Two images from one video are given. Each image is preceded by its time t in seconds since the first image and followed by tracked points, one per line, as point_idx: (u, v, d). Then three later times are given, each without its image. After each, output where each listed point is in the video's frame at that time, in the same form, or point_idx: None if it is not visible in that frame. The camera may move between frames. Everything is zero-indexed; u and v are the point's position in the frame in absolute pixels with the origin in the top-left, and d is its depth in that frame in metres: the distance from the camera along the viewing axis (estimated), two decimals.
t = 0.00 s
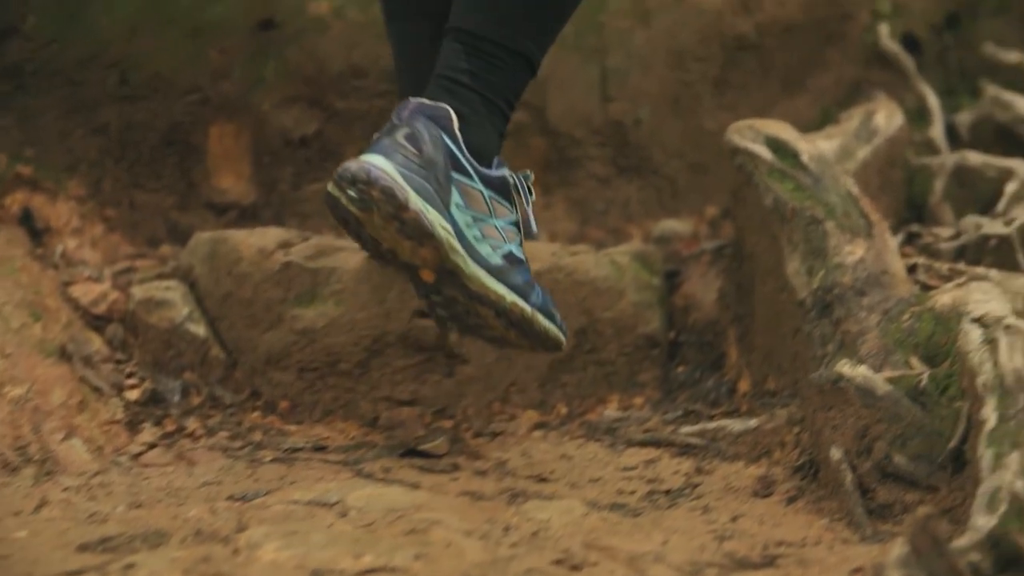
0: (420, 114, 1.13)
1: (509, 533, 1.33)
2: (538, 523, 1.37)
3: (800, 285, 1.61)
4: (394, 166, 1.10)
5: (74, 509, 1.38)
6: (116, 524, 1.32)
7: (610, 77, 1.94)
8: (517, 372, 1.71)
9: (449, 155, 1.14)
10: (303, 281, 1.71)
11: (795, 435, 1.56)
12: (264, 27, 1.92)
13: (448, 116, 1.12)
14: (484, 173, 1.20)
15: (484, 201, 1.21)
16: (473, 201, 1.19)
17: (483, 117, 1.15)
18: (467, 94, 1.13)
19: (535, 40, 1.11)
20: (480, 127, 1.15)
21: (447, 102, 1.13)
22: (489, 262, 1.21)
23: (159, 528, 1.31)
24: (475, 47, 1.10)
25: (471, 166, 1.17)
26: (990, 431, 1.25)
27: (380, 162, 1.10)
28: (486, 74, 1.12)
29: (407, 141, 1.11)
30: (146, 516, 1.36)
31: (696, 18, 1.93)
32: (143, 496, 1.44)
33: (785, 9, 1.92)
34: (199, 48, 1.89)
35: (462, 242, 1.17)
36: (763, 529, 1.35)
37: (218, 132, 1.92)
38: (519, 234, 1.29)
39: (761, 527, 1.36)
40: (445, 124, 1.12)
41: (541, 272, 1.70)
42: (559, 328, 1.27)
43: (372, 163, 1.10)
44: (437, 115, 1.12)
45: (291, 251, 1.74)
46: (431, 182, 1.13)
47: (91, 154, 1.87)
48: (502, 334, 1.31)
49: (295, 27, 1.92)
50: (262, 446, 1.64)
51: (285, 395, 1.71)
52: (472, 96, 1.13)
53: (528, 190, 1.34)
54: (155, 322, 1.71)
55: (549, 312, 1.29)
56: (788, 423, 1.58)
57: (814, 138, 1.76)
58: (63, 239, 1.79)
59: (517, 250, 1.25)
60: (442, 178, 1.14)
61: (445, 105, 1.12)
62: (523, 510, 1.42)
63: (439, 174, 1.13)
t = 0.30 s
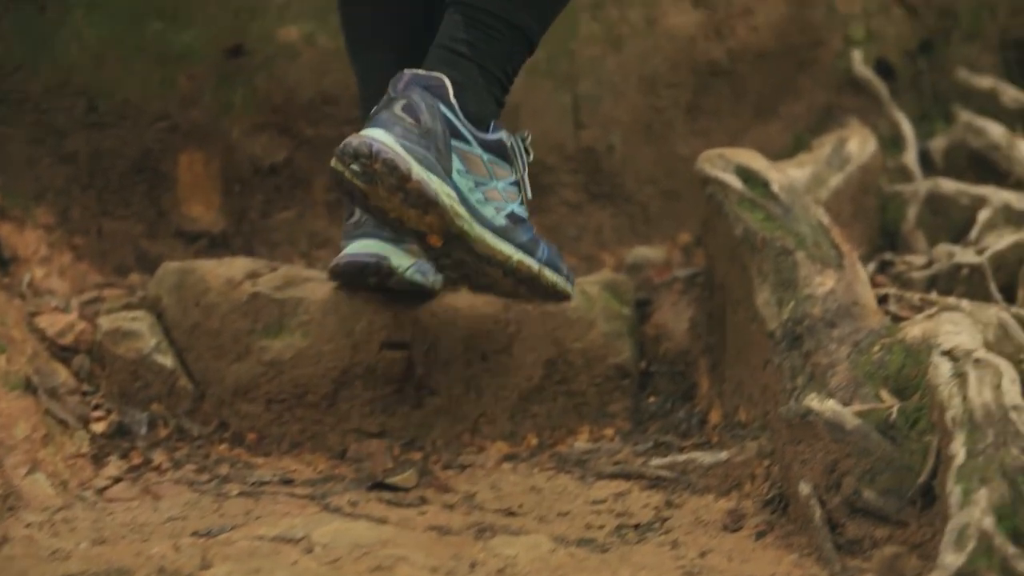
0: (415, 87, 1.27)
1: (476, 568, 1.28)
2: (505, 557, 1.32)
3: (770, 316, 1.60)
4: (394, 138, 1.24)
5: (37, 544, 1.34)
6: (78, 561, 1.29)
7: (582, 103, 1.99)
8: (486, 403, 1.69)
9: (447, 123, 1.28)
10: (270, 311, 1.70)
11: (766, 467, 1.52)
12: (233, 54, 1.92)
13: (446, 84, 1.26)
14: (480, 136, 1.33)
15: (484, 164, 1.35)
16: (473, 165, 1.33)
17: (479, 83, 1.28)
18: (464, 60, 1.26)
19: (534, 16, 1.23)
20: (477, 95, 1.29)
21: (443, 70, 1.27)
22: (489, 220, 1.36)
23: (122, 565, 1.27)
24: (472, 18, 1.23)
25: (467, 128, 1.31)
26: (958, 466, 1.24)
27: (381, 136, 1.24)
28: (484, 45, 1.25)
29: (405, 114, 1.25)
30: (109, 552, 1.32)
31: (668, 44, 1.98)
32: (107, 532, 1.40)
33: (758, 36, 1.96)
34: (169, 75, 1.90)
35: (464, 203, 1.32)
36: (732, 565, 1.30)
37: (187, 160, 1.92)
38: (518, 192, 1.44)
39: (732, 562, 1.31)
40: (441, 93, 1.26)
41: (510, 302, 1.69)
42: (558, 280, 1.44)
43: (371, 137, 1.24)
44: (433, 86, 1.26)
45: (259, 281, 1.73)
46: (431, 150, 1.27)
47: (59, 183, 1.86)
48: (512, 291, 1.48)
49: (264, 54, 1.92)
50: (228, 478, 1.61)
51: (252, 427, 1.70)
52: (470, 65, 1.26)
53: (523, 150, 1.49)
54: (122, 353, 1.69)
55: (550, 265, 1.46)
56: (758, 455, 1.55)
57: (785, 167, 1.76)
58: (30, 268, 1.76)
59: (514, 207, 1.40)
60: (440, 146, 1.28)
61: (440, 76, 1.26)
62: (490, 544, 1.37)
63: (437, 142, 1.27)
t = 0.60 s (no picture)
0: (437, 56, 1.20)
1: None
2: None
3: (748, 341, 1.59)
4: (422, 112, 1.16)
5: None
6: None
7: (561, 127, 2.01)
8: (463, 431, 1.68)
9: (473, 90, 1.20)
10: (245, 339, 1.69)
11: (744, 494, 1.48)
12: (209, 79, 1.93)
13: (466, 48, 1.19)
14: (506, 96, 1.23)
15: (515, 122, 1.25)
16: (503, 126, 1.23)
17: (503, 47, 1.21)
18: (490, 25, 1.20)
19: None
20: (501, 57, 1.21)
21: (464, 36, 1.20)
22: (529, 180, 1.26)
23: None
24: None
25: (493, 91, 1.22)
26: (936, 496, 1.18)
27: (410, 109, 1.16)
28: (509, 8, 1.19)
29: (431, 84, 1.18)
30: None
31: (647, 66, 1.99)
32: (77, 565, 1.36)
33: (738, 57, 2.00)
34: (144, 99, 1.90)
35: (501, 167, 1.22)
36: None
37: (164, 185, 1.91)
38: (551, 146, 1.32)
39: None
40: (464, 59, 1.19)
41: (488, 329, 1.68)
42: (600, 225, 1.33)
43: (401, 113, 1.16)
44: (455, 53, 1.19)
45: (234, 309, 1.72)
46: (460, 117, 1.19)
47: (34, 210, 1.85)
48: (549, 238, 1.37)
49: (241, 80, 1.93)
50: (202, 508, 1.59)
51: (229, 456, 1.69)
52: (495, 29, 1.20)
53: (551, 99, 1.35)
54: (96, 382, 1.68)
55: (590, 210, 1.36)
56: (737, 483, 1.51)
57: (764, 190, 1.75)
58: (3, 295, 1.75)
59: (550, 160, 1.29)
60: (468, 112, 1.19)
61: (459, 41, 1.19)
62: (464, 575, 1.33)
63: (465, 108, 1.19)
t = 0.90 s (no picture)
0: (472, 44, 1.33)
1: None
2: None
3: (725, 354, 1.57)
4: (465, 103, 1.30)
5: None
6: None
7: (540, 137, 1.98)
8: (440, 445, 1.66)
9: (512, 72, 1.33)
10: (220, 354, 1.67)
11: (721, 508, 1.47)
12: (184, 90, 1.90)
13: (498, 34, 1.32)
14: (543, 72, 1.36)
15: (556, 96, 1.38)
16: (545, 100, 1.36)
17: (538, 24, 1.34)
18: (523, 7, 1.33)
19: None
20: (536, 35, 1.34)
21: (497, 22, 1.33)
22: (574, 147, 1.39)
23: None
24: None
25: (530, 72, 1.35)
26: (912, 512, 1.19)
27: (456, 102, 1.31)
28: None
29: (471, 73, 1.31)
30: None
31: (627, 76, 1.97)
32: None
33: (717, 65, 1.99)
34: (118, 112, 1.88)
35: (546, 141, 1.37)
36: None
37: (139, 198, 1.89)
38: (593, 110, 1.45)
39: None
40: (498, 44, 1.33)
41: (464, 343, 1.66)
42: (649, 176, 1.46)
43: (447, 108, 1.30)
44: (488, 40, 1.32)
45: (209, 323, 1.70)
46: (502, 101, 1.33)
47: (8, 225, 1.84)
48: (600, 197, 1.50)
49: (215, 92, 1.91)
50: (177, 526, 1.57)
51: (204, 472, 1.67)
52: (528, 11, 1.33)
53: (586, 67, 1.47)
54: (70, 398, 1.67)
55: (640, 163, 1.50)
56: (714, 496, 1.50)
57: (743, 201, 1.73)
58: None
59: (595, 126, 1.41)
60: (510, 94, 1.33)
61: (492, 27, 1.32)
62: None
63: (506, 92, 1.33)
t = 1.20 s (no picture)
0: (512, 72, 1.41)
1: None
2: None
3: (700, 367, 1.55)
4: (516, 136, 1.41)
5: None
6: None
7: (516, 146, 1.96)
8: (414, 459, 1.65)
9: (555, 94, 1.42)
10: (191, 370, 1.65)
11: (697, 523, 1.46)
12: (155, 101, 1.89)
13: (536, 60, 1.39)
14: (581, 87, 1.44)
15: (598, 107, 1.46)
16: (589, 114, 1.45)
17: (571, 39, 1.41)
18: (556, 22, 1.39)
19: None
20: (572, 50, 1.41)
21: (532, 47, 1.40)
22: (624, 152, 1.49)
23: None
24: None
25: (572, 90, 1.43)
26: (888, 528, 1.19)
27: (508, 138, 1.41)
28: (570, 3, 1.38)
29: (517, 104, 1.40)
30: None
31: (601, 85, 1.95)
32: None
33: (693, 73, 1.97)
34: (88, 123, 1.86)
35: (599, 153, 1.46)
36: None
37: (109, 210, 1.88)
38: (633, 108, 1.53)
39: None
40: (538, 71, 1.40)
41: (437, 356, 1.65)
42: (696, 160, 1.55)
43: (501, 143, 1.41)
44: (526, 67, 1.40)
45: (179, 337, 1.69)
46: (551, 125, 1.42)
47: None
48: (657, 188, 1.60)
49: (187, 104, 1.89)
50: (147, 543, 1.56)
51: (175, 488, 1.65)
52: (561, 25, 1.39)
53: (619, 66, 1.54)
54: (39, 413, 1.65)
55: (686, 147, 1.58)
56: (690, 511, 1.49)
57: (717, 211, 1.72)
58: None
59: (638, 123, 1.50)
60: (557, 118, 1.42)
61: (529, 53, 1.39)
62: None
63: (554, 116, 1.42)
